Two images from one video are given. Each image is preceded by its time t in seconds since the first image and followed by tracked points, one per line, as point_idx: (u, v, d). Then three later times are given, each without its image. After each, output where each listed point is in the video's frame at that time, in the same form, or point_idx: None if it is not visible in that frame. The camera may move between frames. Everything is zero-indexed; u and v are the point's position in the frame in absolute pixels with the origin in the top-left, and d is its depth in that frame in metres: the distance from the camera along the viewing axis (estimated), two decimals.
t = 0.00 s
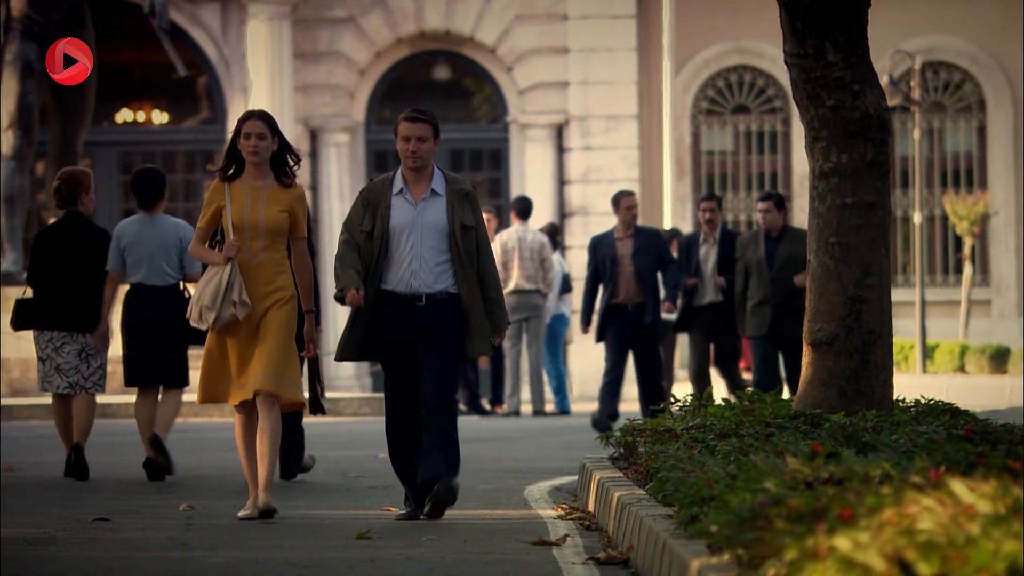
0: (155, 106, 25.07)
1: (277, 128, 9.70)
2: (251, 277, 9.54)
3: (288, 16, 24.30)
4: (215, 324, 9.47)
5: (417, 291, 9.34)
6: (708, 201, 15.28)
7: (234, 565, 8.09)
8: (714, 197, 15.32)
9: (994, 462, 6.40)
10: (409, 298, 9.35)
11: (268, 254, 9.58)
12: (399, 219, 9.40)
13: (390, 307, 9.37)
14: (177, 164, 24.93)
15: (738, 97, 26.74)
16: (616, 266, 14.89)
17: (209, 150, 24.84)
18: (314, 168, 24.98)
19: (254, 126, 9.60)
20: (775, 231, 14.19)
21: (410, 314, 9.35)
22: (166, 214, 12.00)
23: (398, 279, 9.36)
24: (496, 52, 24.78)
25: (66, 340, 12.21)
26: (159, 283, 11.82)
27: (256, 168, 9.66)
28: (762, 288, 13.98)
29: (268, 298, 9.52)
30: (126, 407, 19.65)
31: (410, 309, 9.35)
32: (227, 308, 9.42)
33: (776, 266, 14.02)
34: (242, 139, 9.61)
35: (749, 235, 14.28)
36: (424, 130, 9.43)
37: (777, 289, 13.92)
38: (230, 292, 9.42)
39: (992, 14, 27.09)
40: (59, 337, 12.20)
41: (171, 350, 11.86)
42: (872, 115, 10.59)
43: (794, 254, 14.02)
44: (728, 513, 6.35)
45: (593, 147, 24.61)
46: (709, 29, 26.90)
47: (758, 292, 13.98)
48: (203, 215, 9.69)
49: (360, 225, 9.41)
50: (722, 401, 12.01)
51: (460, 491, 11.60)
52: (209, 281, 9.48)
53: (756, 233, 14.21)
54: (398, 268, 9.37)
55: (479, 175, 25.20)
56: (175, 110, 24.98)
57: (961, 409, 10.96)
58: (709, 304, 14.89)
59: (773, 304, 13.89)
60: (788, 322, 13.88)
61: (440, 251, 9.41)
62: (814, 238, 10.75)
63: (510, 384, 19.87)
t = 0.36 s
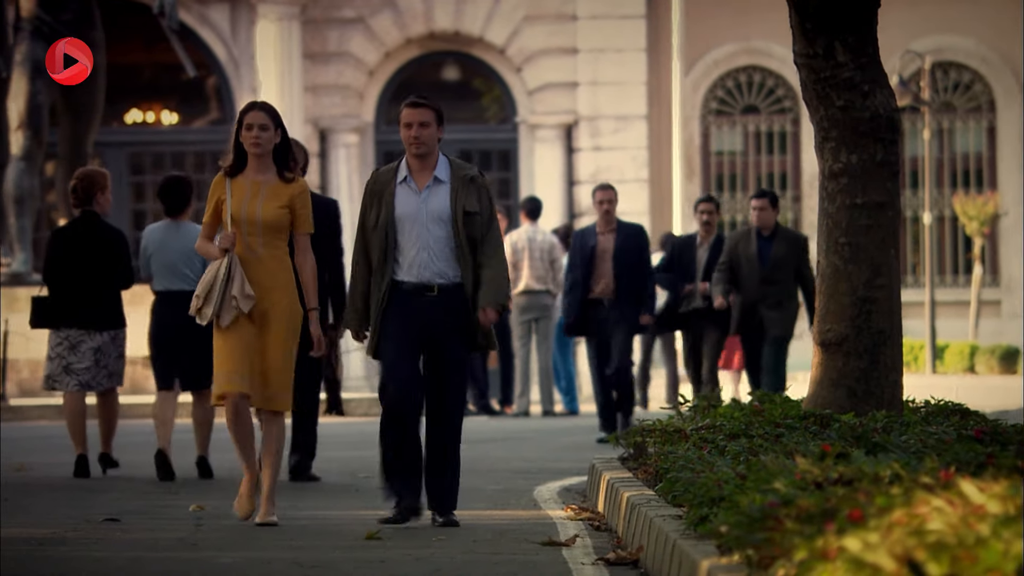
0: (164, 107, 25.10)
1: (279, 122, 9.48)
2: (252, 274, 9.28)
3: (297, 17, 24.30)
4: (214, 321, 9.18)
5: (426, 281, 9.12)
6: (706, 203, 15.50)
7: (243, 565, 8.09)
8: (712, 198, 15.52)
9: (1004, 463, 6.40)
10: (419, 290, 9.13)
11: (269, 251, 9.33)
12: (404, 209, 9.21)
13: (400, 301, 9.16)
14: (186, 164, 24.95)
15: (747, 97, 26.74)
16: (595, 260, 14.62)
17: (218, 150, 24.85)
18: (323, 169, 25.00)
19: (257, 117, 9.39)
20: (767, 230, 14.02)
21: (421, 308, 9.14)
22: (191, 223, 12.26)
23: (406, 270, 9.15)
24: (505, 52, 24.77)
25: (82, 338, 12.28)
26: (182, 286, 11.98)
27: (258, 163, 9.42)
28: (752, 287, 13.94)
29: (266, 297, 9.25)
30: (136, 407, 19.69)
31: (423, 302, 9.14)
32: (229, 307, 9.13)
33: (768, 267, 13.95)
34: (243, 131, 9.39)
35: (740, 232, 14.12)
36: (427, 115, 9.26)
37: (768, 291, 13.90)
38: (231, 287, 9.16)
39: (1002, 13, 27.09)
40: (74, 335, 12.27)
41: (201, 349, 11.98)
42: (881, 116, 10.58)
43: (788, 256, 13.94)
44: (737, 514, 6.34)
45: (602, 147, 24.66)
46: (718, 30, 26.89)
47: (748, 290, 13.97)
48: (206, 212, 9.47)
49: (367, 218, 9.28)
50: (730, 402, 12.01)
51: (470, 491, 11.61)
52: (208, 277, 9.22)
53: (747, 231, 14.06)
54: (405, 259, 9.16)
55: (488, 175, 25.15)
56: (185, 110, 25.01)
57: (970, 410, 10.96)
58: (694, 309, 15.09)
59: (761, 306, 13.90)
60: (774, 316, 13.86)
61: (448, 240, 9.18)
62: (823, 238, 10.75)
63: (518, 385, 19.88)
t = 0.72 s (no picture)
0: (178, 107, 25.14)
1: (276, 122, 9.23)
2: (250, 280, 9.03)
3: (311, 17, 24.31)
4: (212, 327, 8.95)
5: (421, 281, 8.78)
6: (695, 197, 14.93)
7: (257, 566, 8.10)
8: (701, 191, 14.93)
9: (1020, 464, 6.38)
10: (412, 288, 8.78)
11: (268, 255, 9.08)
12: (396, 207, 8.85)
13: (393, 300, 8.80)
14: (200, 165, 24.99)
15: (761, 97, 26.76)
16: (592, 267, 14.96)
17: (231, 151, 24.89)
18: (336, 169, 25.05)
19: (254, 120, 9.14)
20: (763, 222, 13.64)
21: (414, 310, 8.80)
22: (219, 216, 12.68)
23: (399, 271, 8.79)
24: (519, 52, 24.78)
25: (116, 336, 12.43)
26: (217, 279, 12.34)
27: (255, 165, 9.17)
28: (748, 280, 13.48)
29: (267, 305, 9.04)
30: (149, 407, 19.71)
31: (416, 304, 8.80)
32: (227, 311, 8.92)
33: (763, 263, 13.54)
34: (241, 133, 9.15)
35: (734, 226, 13.70)
36: (414, 108, 8.88)
37: (763, 286, 13.47)
38: (228, 293, 8.94)
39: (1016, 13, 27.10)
40: (108, 334, 12.41)
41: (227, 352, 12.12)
42: (894, 116, 10.57)
43: (783, 252, 13.54)
44: (751, 514, 6.34)
45: (615, 147, 24.68)
46: (731, 31, 26.90)
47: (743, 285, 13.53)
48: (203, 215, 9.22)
49: (356, 220, 8.88)
50: (745, 403, 11.98)
51: (483, 492, 11.62)
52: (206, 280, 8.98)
53: (746, 224, 13.65)
54: (398, 258, 8.80)
55: (501, 175, 25.07)
56: (199, 111, 25.05)
57: (981, 409, 10.95)
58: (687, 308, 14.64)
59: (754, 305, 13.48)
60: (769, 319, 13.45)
61: (441, 237, 8.84)
62: (836, 239, 10.73)
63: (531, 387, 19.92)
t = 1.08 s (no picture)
0: (196, 107, 25.17)
1: (286, 119, 9.07)
2: (256, 284, 8.84)
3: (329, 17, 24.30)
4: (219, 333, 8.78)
5: (424, 289, 8.68)
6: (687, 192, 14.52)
7: (276, 567, 8.09)
8: (694, 184, 14.58)
9: None
10: (414, 296, 8.70)
11: (275, 258, 8.89)
12: (408, 211, 8.76)
13: (400, 305, 8.73)
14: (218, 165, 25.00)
15: (779, 96, 26.72)
16: (590, 267, 15.04)
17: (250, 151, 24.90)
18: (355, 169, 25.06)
19: (264, 117, 8.98)
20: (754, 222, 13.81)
21: (416, 313, 8.71)
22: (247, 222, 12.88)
23: (404, 275, 8.71)
24: (537, 52, 24.76)
25: (131, 341, 12.44)
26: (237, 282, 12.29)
27: (264, 163, 9.00)
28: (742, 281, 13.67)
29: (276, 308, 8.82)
30: (168, 406, 19.71)
31: (418, 308, 8.70)
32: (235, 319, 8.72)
33: (756, 264, 13.09)
34: (250, 130, 8.98)
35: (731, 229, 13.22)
36: (436, 110, 8.78)
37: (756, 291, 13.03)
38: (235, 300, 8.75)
39: None
40: (124, 337, 12.44)
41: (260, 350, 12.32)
42: (913, 115, 10.55)
43: (776, 253, 13.07)
44: (769, 514, 6.32)
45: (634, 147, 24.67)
46: (749, 30, 26.88)
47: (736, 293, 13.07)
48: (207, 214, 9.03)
49: (365, 219, 8.79)
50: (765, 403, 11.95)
51: (501, 492, 11.62)
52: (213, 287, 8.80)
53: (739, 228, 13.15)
54: (405, 263, 8.71)
55: (521, 175, 25.22)
56: (217, 111, 25.06)
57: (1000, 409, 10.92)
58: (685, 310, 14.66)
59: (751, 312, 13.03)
60: (767, 326, 13.04)
61: (451, 247, 8.76)
62: (854, 238, 10.72)
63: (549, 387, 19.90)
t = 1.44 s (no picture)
0: (208, 108, 25.20)
1: (287, 109, 9.00)
2: (258, 273, 8.82)
3: (341, 17, 24.32)
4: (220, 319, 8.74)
5: (432, 286, 8.51)
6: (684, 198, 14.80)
7: (289, 566, 8.10)
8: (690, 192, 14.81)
9: None
10: (424, 295, 8.52)
11: (277, 249, 8.87)
12: (406, 205, 8.61)
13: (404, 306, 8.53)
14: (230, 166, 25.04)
15: (791, 97, 26.71)
16: (586, 258, 15.04)
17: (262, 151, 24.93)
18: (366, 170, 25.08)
19: (260, 106, 8.89)
20: (756, 230, 13.52)
21: (425, 311, 8.51)
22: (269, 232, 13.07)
23: (407, 272, 8.54)
24: (548, 53, 24.78)
25: (151, 337, 12.49)
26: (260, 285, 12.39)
27: (264, 152, 8.95)
28: (740, 289, 13.34)
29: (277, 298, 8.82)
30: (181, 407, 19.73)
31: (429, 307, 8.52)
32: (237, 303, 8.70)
33: (758, 269, 13.39)
34: (248, 119, 8.90)
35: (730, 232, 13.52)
36: (424, 104, 8.62)
37: (757, 293, 13.33)
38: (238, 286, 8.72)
39: None
40: (145, 335, 12.49)
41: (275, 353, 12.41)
42: (925, 116, 10.54)
43: (777, 258, 13.42)
44: (781, 515, 6.32)
45: (645, 147, 24.68)
46: (760, 31, 26.88)
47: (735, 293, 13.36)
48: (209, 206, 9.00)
49: (370, 221, 8.68)
50: (776, 403, 11.95)
51: (512, 492, 11.63)
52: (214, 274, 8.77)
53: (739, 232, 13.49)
54: (409, 261, 8.55)
55: (532, 176, 25.16)
56: (229, 111, 25.09)
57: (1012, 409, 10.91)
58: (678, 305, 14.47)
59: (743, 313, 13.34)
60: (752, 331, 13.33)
61: (454, 240, 8.59)
62: (866, 238, 10.71)
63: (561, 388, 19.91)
